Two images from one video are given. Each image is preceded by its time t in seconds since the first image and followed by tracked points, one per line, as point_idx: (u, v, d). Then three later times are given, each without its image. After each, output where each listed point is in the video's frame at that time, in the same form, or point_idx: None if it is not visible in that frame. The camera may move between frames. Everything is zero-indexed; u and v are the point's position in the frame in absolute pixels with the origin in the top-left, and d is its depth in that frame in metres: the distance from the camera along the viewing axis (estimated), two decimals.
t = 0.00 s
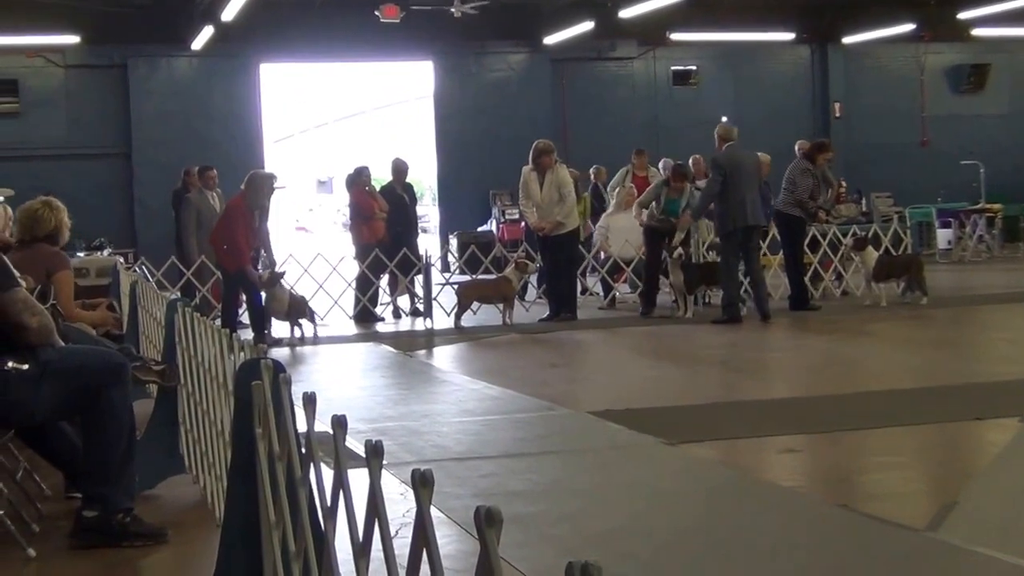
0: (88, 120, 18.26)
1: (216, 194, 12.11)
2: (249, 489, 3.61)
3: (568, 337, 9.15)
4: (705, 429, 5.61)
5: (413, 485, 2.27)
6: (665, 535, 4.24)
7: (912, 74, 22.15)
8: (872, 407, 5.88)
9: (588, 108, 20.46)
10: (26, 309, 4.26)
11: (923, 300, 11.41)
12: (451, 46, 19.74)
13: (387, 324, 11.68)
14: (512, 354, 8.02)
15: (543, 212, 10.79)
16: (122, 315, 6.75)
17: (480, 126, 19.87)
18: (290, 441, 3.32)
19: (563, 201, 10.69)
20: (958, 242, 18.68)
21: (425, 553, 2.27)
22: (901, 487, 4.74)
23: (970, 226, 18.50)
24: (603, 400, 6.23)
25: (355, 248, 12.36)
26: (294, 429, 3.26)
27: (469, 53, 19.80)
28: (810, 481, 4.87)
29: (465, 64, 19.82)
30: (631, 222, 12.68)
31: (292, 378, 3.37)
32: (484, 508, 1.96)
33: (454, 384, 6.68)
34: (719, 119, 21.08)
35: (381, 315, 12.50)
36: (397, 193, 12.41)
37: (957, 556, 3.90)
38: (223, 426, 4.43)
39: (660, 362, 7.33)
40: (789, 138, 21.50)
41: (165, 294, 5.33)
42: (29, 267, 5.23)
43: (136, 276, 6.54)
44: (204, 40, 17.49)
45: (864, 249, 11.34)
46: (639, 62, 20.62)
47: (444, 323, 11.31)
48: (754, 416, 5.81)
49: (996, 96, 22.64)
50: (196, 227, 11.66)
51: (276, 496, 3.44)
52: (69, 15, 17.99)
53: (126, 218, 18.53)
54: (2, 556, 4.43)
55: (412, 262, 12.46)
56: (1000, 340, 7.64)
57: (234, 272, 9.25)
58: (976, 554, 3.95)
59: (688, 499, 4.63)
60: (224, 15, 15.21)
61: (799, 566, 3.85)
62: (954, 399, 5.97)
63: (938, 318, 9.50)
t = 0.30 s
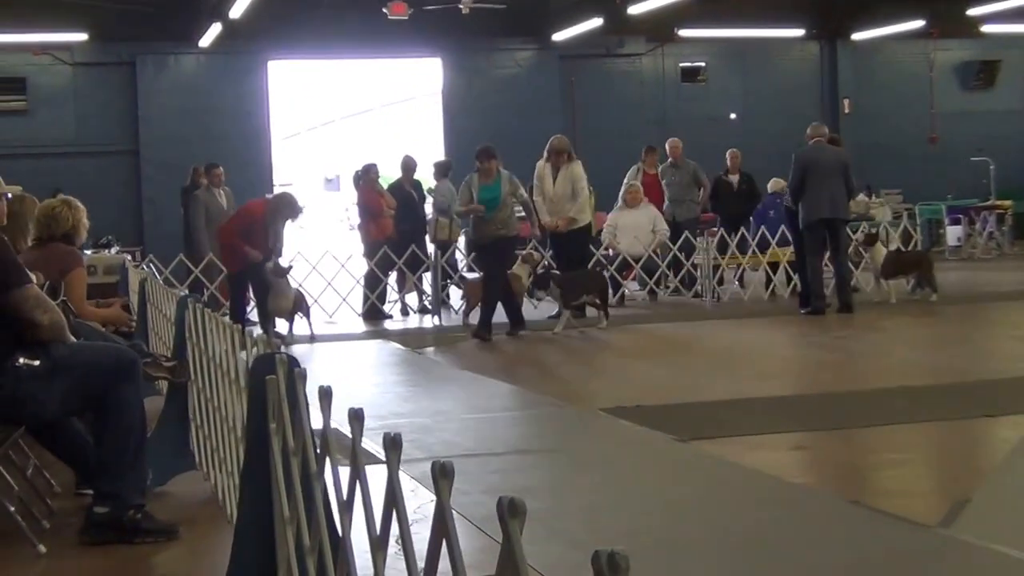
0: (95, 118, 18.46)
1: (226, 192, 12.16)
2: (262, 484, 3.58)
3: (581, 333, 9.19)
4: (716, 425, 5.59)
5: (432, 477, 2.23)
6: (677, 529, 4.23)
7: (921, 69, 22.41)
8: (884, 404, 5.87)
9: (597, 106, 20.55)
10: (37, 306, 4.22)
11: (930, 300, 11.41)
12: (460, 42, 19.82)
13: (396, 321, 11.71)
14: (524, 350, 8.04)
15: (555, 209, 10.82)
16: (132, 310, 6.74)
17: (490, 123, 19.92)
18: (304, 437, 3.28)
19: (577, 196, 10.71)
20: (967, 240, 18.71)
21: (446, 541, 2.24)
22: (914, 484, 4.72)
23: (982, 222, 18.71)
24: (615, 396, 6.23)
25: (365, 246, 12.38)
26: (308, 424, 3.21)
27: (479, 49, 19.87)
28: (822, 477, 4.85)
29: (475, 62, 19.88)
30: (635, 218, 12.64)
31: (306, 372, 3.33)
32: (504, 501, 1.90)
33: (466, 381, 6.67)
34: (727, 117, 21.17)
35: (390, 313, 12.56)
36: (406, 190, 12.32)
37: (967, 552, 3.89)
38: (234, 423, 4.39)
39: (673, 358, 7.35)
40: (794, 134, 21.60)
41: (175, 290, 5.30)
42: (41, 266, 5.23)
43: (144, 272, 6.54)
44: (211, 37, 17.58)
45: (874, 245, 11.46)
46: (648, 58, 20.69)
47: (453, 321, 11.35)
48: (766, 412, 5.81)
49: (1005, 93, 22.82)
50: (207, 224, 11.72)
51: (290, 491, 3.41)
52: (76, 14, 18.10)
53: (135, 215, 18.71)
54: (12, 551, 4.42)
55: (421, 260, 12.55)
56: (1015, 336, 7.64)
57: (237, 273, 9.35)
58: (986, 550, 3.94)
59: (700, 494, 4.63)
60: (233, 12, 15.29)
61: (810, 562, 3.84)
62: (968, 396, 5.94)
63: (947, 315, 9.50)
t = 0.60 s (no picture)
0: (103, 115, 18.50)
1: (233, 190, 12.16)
2: (273, 480, 3.57)
3: (590, 330, 9.20)
4: (728, 422, 5.58)
5: (443, 473, 2.20)
6: (686, 526, 4.23)
7: (930, 65, 22.42)
8: (893, 401, 5.87)
9: (606, 104, 20.57)
10: (47, 304, 4.20)
11: (938, 297, 11.40)
12: (469, 39, 19.84)
13: (405, 318, 11.72)
14: (534, 348, 8.04)
15: (564, 207, 10.82)
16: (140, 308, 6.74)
17: (500, 122, 19.94)
18: (314, 433, 3.25)
19: (586, 194, 10.70)
20: (977, 237, 18.71)
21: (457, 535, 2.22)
22: (924, 481, 4.71)
23: (991, 219, 18.69)
24: (625, 393, 6.22)
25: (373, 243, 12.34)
26: (319, 420, 3.19)
27: (488, 45, 19.88)
28: (831, 474, 4.85)
29: (484, 58, 19.91)
30: (643, 216, 12.80)
31: (317, 370, 3.31)
32: (517, 495, 1.87)
33: (475, 378, 6.66)
34: (737, 114, 21.21)
35: (398, 310, 12.56)
36: (416, 188, 12.42)
37: (980, 549, 3.88)
38: (245, 421, 4.39)
39: (681, 355, 7.35)
40: (802, 130, 21.59)
41: (185, 288, 5.29)
42: (51, 262, 5.21)
43: (153, 270, 6.53)
44: (220, 33, 17.61)
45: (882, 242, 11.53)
46: (656, 55, 20.68)
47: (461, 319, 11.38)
48: (776, 409, 5.80)
49: (1013, 89, 22.88)
50: (215, 221, 11.71)
51: (300, 488, 3.39)
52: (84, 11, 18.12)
53: (143, 213, 18.75)
54: (23, 548, 4.43)
55: (429, 258, 12.63)
56: None
57: (246, 269, 9.40)
58: (998, 546, 3.94)
59: (710, 491, 4.62)
60: (245, 8, 15.34)
61: (819, 558, 3.84)
62: (978, 392, 5.94)
63: (956, 311, 9.49)
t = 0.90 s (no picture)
0: (111, 113, 18.57)
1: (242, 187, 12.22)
2: (283, 477, 3.54)
3: (600, 327, 9.22)
4: (738, 419, 5.58)
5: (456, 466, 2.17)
6: (696, 522, 4.23)
7: (940, 62, 22.41)
8: (904, 398, 5.86)
9: (614, 100, 20.66)
10: (59, 302, 4.19)
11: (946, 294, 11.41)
12: (478, 35, 19.92)
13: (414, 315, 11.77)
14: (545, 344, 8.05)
15: (572, 207, 10.85)
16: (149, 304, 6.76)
17: (510, 119, 20.03)
18: (325, 430, 3.23)
19: (592, 194, 10.74)
20: (987, 232, 18.73)
21: (471, 528, 2.19)
22: (935, 478, 4.70)
23: (1001, 215, 18.70)
24: (634, 389, 6.23)
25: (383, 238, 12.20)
26: (329, 418, 3.17)
27: (496, 42, 19.96)
28: (842, 471, 4.84)
29: (492, 54, 19.98)
30: (652, 212, 12.83)
31: (328, 367, 3.28)
32: (528, 491, 1.85)
33: (484, 376, 6.67)
34: (745, 110, 21.27)
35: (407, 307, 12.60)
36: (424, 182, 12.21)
37: (990, 546, 3.87)
38: (255, 417, 4.38)
39: (691, 351, 7.36)
40: (809, 126, 21.64)
41: (194, 285, 5.30)
42: (60, 260, 5.20)
43: (161, 267, 6.55)
44: (229, 31, 17.66)
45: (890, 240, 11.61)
46: (664, 51, 20.80)
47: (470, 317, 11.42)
48: (787, 406, 5.79)
49: None
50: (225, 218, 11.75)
51: (311, 484, 3.36)
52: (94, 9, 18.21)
53: (152, 210, 18.85)
54: (33, 544, 4.44)
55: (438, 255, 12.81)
56: None
57: (252, 266, 9.35)
58: (1009, 543, 3.93)
59: (720, 487, 4.62)
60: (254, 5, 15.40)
61: (830, 555, 3.84)
62: (989, 389, 5.93)
63: (963, 308, 9.50)
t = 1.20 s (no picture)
0: (119, 110, 18.61)
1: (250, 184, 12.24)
2: (293, 473, 3.51)
3: (609, 324, 9.21)
4: (746, 416, 5.57)
5: (467, 463, 2.13)
6: (706, 519, 4.21)
7: (949, 58, 22.36)
8: (914, 394, 5.84)
9: (622, 97, 20.66)
10: (68, 298, 4.18)
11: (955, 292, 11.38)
12: (488, 31, 19.89)
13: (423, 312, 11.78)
14: (555, 341, 8.05)
15: (581, 206, 10.90)
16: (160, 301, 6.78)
17: (519, 117, 20.05)
18: (335, 425, 3.20)
19: (601, 192, 10.77)
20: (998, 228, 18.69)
21: (483, 527, 2.16)
22: (945, 474, 4.68)
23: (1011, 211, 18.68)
24: (643, 387, 6.22)
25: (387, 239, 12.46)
26: (339, 416, 3.13)
27: (504, 39, 19.94)
28: (850, 467, 4.83)
29: (500, 50, 19.96)
30: (661, 209, 12.85)
31: (339, 363, 3.25)
32: (540, 484, 1.83)
33: (492, 374, 6.67)
34: (754, 107, 21.23)
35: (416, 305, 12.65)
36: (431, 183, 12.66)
37: (1002, 543, 3.85)
38: (265, 414, 4.37)
39: (701, 349, 7.36)
40: (818, 123, 21.62)
41: (203, 281, 5.31)
42: (68, 257, 5.22)
43: (170, 264, 6.57)
44: (237, 28, 17.68)
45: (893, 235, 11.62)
46: (673, 48, 20.79)
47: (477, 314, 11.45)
48: (795, 403, 5.78)
49: None
50: (234, 215, 11.77)
51: (320, 481, 3.33)
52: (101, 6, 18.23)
53: (160, 208, 18.88)
54: (44, 541, 4.44)
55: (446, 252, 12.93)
56: None
57: (258, 262, 9.33)
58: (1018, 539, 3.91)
59: (730, 484, 4.61)
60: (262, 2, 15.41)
61: (840, 553, 3.82)
62: (999, 387, 5.91)
63: (974, 305, 9.46)
